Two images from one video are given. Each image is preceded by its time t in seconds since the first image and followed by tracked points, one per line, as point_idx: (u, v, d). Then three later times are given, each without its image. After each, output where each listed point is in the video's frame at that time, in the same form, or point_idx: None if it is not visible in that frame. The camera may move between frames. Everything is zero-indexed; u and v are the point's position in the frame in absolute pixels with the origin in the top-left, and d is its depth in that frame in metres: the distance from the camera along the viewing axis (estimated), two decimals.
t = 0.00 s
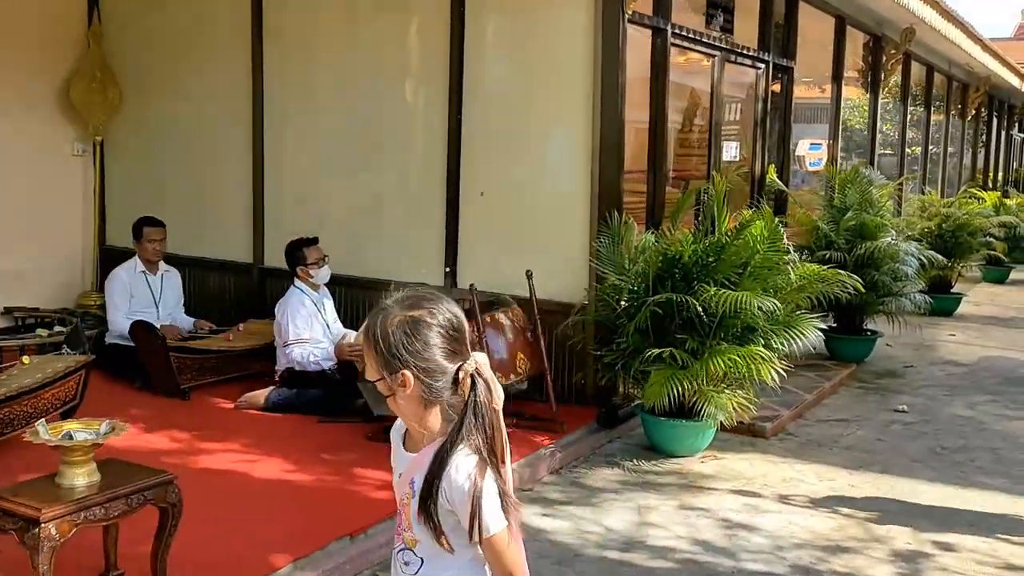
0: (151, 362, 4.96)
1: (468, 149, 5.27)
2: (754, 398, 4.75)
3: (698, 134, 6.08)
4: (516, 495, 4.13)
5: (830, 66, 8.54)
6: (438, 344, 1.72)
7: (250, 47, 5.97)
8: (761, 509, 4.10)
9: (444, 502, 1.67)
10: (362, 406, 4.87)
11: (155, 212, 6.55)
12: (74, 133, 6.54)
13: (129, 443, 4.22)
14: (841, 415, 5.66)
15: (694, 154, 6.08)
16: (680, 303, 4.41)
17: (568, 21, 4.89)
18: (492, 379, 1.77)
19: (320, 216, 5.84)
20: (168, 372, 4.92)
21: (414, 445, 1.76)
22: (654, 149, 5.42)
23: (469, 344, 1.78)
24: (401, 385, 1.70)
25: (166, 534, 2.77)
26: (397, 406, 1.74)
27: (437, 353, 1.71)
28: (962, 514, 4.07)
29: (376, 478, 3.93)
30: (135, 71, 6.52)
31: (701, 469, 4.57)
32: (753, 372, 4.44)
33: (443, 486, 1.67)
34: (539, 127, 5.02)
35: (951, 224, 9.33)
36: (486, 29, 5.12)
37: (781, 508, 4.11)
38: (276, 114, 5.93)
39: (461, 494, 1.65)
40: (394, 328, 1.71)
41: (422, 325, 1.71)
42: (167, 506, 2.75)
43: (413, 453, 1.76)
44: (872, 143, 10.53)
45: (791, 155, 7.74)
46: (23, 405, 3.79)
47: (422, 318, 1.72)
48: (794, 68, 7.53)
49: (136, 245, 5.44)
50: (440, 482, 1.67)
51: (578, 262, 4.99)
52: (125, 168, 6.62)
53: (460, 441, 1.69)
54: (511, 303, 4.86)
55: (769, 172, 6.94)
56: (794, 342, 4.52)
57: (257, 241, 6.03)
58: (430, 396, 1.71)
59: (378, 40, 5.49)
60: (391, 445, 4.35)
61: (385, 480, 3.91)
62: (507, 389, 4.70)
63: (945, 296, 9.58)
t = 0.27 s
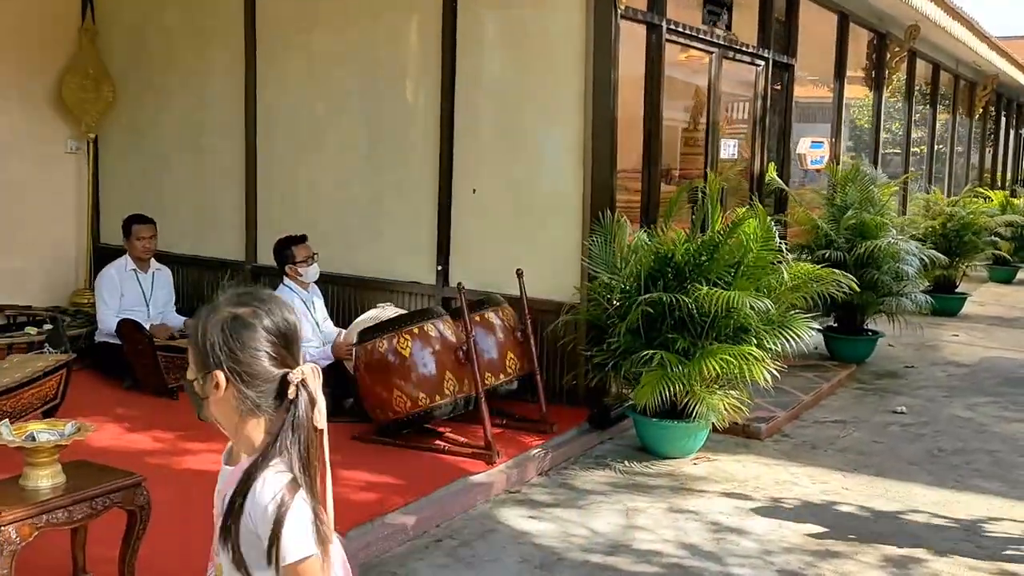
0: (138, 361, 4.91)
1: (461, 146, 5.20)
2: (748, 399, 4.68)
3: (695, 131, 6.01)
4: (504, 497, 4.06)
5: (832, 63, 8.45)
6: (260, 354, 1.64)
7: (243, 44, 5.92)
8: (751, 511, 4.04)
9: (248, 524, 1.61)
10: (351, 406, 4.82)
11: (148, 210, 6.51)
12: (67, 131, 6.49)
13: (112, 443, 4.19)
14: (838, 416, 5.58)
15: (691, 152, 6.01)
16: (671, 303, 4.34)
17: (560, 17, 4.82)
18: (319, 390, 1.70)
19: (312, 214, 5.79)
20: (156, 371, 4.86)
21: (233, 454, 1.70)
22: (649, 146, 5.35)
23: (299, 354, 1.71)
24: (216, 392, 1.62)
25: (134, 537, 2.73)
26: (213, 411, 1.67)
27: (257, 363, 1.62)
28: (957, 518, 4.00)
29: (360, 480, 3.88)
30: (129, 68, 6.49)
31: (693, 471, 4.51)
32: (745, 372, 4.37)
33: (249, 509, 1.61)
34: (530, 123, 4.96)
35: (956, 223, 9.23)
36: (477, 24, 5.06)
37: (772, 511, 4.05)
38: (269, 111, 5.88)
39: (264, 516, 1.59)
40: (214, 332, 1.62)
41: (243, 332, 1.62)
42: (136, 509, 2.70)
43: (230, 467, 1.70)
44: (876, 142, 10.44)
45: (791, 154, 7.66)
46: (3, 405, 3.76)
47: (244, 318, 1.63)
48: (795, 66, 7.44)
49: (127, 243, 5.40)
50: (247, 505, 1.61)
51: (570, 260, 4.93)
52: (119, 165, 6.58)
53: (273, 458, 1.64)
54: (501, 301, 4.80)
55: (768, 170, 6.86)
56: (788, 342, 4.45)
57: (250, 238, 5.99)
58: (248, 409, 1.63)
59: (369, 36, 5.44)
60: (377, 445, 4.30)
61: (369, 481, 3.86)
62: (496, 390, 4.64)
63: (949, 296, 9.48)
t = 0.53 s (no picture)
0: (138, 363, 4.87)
1: (464, 145, 5.15)
2: (753, 402, 4.59)
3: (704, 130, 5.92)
4: (501, 500, 4.01)
5: (848, 60, 8.32)
6: (69, 366, 1.53)
7: (248, 43, 5.90)
8: (754, 517, 3.96)
9: (67, 549, 1.53)
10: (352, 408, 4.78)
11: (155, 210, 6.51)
12: (75, 131, 6.51)
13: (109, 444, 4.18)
14: (849, 420, 5.48)
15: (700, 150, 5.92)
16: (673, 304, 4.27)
17: (562, 13, 4.76)
18: (148, 402, 1.57)
19: (316, 214, 5.76)
20: (157, 372, 4.84)
21: (55, 471, 1.61)
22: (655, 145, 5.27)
23: (121, 360, 1.59)
24: (21, 409, 1.54)
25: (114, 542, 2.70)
26: (24, 424, 1.58)
27: (64, 375, 1.52)
28: (965, 526, 3.90)
29: (355, 482, 3.84)
30: (136, 69, 6.48)
31: (696, 475, 4.43)
32: (749, 375, 4.30)
33: (68, 533, 1.53)
34: (533, 122, 4.89)
35: (977, 223, 9.06)
36: (480, 22, 5.00)
37: (774, 517, 3.97)
38: (273, 110, 5.86)
39: (84, 541, 1.51)
40: (16, 345, 1.53)
41: (51, 342, 1.52)
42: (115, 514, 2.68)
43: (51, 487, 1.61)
44: (895, 139, 10.28)
45: (805, 152, 7.55)
46: None
47: (50, 326, 1.53)
48: (809, 63, 7.33)
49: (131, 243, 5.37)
50: (65, 530, 1.52)
51: (573, 260, 4.86)
52: (126, 165, 6.58)
53: (93, 477, 1.55)
54: (503, 302, 4.76)
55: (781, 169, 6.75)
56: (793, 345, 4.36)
57: (255, 239, 5.97)
58: (62, 424, 1.55)
59: (373, 35, 5.40)
60: (375, 447, 4.27)
61: (364, 484, 3.82)
62: (496, 391, 4.59)
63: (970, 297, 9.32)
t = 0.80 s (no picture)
0: (154, 361, 4.89)
1: (480, 143, 5.10)
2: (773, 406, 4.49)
3: (726, 128, 5.82)
4: (513, 504, 3.96)
5: (878, 57, 8.16)
6: None
7: (267, 42, 5.88)
8: (771, 524, 3.87)
9: None
10: (366, 409, 4.74)
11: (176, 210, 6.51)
12: (98, 131, 6.53)
13: (121, 444, 4.17)
14: (875, 424, 5.35)
15: (722, 149, 5.82)
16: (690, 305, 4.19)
17: (580, 10, 4.70)
18: None
19: (334, 214, 5.73)
20: (172, 371, 4.85)
21: None
22: (674, 143, 5.18)
23: None
24: None
25: (111, 544, 2.68)
26: None
27: None
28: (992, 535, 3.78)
29: (363, 485, 3.80)
30: (157, 69, 6.50)
31: (714, 480, 4.34)
32: (768, 378, 4.20)
33: None
34: (549, 120, 4.84)
35: (1013, 223, 8.85)
36: (498, 19, 4.95)
37: (792, 524, 3.87)
38: (292, 110, 5.84)
39: None
40: None
41: None
42: (112, 516, 2.65)
43: None
44: (929, 138, 10.08)
45: (833, 151, 7.40)
46: (9, 405, 3.77)
47: None
48: (837, 60, 7.19)
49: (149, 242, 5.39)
50: None
51: (590, 260, 4.79)
52: (148, 165, 6.60)
53: None
54: (519, 303, 4.69)
55: (807, 168, 6.63)
56: (813, 347, 4.26)
57: (274, 238, 5.95)
58: None
59: (390, 33, 5.36)
60: (387, 449, 4.22)
61: (372, 486, 3.78)
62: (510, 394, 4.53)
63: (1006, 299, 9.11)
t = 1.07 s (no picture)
0: (175, 359, 4.87)
1: (504, 140, 5.02)
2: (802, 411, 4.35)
3: (757, 125, 5.68)
4: (532, 508, 3.87)
5: (918, 51, 7.95)
6: None
7: (291, 39, 5.84)
8: (798, 532, 3.74)
9: None
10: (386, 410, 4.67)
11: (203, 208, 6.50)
12: (126, 130, 6.54)
13: (138, 443, 4.14)
14: (910, 429, 5.19)
15: (753, 146, 5.68)
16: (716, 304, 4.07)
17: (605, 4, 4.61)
18: None
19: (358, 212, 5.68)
20: (192, 370, 4.83)
21: None
22: (702, 139, 5.07)
23: None
24: None
25: (114, 547, 2.63)
26: None
27: None
28: None
29: (378, 488, 3.73)
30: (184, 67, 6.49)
31: (740, 486, 4.22)
32: (796, 380, 4.06)
33: None
34: (574, 117, 4.76)
35: None
36: (521, 14, 4.87)
37: (820, 533, 3.74)
38: (316, 107, 5.80)
39: None
40: None
41: None
42: (114, 518, 2.60)
43: None
44: (971, 135, 9.81)
45: (870, 148, 7.22)
46: (24, 403, 3.76)
47: None
48: (873, 54, 7.02)
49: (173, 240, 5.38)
50: None
51: (614, 259, 4.69)
52: (174, 164, 6.60)
53: None
54: (541, 302, 4.60)
55: (843, 165, 6.47)
56: (843, 349, 4.12)
57: (298, 236, 5.92)
58: None
59: (414, 29, 5.29)
60: (405, 451, 4.15)
61: (387, 489, 3.71)
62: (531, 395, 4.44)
63: None
